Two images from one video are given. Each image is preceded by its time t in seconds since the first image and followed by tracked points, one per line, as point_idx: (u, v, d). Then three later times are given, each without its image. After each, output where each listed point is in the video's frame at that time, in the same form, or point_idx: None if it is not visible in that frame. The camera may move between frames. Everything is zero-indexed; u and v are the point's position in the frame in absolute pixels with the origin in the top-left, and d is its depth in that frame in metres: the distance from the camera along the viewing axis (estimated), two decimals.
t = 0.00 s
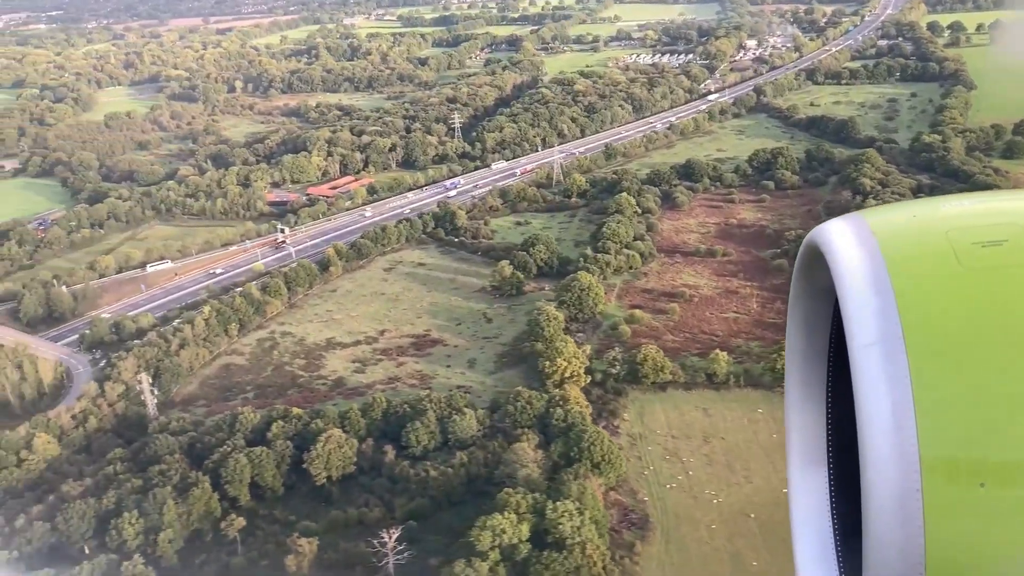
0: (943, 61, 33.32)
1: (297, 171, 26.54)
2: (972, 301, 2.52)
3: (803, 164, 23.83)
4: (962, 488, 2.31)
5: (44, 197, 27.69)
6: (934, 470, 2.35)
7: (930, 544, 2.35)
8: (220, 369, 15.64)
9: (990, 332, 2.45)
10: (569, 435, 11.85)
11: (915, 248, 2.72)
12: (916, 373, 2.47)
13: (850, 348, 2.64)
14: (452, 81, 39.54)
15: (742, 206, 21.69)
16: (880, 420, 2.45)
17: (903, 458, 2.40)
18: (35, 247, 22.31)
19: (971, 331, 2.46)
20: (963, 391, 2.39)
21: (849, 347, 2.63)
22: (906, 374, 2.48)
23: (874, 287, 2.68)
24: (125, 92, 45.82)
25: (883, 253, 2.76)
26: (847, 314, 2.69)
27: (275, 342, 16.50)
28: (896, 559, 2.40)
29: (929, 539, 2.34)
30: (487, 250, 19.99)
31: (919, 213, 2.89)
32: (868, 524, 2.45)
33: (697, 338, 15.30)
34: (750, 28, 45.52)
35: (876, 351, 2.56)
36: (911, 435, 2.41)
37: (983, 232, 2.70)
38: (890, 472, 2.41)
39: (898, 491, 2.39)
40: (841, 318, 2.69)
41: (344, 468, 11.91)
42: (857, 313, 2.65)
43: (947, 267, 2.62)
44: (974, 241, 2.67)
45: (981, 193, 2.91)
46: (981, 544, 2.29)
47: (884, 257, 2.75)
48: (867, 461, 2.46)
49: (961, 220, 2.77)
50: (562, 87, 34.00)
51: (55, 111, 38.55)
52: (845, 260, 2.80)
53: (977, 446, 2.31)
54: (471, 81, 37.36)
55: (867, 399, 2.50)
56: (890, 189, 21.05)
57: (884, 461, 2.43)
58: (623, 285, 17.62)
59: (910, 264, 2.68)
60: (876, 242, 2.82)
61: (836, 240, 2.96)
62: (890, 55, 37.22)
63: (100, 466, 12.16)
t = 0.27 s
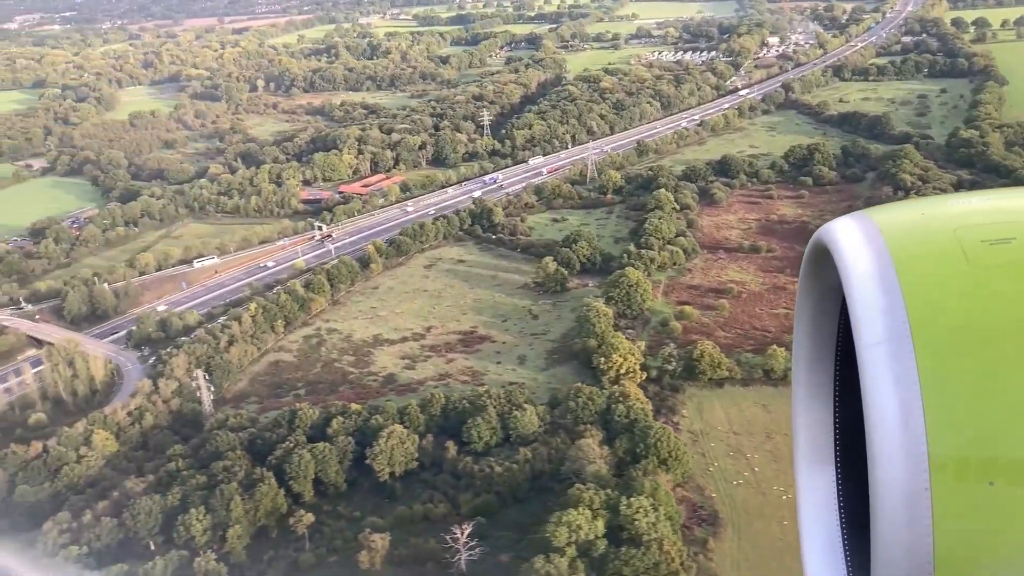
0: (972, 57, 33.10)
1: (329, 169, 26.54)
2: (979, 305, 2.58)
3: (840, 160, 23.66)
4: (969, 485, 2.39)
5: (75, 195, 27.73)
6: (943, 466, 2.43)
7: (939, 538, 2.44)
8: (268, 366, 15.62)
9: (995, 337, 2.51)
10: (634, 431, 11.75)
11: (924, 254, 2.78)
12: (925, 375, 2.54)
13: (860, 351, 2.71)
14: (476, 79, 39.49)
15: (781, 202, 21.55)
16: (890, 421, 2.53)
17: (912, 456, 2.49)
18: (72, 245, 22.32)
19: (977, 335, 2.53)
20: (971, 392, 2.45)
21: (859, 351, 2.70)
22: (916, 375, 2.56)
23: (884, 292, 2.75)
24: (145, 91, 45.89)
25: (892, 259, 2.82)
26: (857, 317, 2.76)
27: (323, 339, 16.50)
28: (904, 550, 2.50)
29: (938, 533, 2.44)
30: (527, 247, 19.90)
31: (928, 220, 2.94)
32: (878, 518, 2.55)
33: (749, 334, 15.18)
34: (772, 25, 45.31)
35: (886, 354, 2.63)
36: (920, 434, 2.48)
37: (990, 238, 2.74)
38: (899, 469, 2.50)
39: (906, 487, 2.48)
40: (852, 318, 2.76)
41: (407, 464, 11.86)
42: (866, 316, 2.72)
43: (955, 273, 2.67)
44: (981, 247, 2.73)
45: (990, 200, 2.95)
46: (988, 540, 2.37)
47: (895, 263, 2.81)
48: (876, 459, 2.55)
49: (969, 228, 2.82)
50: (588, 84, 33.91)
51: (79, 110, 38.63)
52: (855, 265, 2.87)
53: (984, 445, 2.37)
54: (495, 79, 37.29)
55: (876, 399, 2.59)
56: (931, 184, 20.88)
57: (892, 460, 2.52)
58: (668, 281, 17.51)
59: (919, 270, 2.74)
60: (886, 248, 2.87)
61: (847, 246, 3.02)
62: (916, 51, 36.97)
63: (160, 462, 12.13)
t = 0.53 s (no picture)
0: (1001, 52, 32.91)
1: (360, 167, 26.51)
2: (986, 305, 2.53)
3: (876, 155, 23.51)
4: (976, 486, 2.32)
5: (105, 194, 27.73)
6: (949, 466, 2.36)
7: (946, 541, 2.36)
8: (317, 363, 15.57)
9: (1000, 337, 2.45)
10: (699, 427, 11.62)
11: (931, 255, 2.73)
12: (933, 375, 2.48)
13: (865, 350, 2.65)
14: (499, 77, 39.42)
15: (819, 199, 21.42)
16: (896, 419, 2.47)
17: (919, 457, 2.42)
18: (108, 242, 22.30)
19: (984, 333, 2.47)
20: (979, 391, 2.39)
21: (864, 350, 2.65)
22: (921, 374, 2.50)
23: (891, 291, 2.70)
24: (166, 90, 45.98)
25: (900, 259, 2.77)
26: (861, 317, 2.71)
27: (369, 336, 16.45)
28: (911, 554, 2.42)
29: (942, 535, 2.36)
30: (566, 244, 19.78)
31: (936, 220, 2.89)
32: (883, 521, 2.47)
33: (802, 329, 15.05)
34: (793, 22, 45.17)
35: (891, 354, 2.57)
36: (927, 434, 2.42)
37: (998, 239, 2.70)
38: (904, 469, 2.44)
39: (912, 489, 2.42)
40: (856, 320, 2.71)
41: (469, 460, 11.76)
42: (872, 316, 2.67)
43: (961, 273, 2.63)
44: (987, 248, 2.69)
45: (997, 202, 2.91)
46: (995, 542, 2.28)
47: (900, 263, 2.76)
48: (882, 460, 2.49)
49: (975, 228, 2.78)
50: (614, 82, 33.82)
51: (102, 110, 38.65)
52: (861, 264, 2.82)
53: (987, 444, 2.31)
54: (519, 77, 37.24)
55: (882, 398, 2.53)
56: (973, 179, 20.72)
57: (899, 459, 2.45)
58: (714, 277, 17.39)
59: (925, 269, 2.69)
60: (893, 248, 2.83)
61: (853, 245, 2.98)
62: (943, 47, 36.79)
63: (220, 458, 12.07)
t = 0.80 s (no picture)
0: None
1: (390, 165, 26.47)
2: (985, 307, 2.60)
3: (912, 152, 23.36)
4: (980, 483, 2.40)
5: (134, 193, 27.77)
6: (954, 466, 2.45)
7: (952, 537, 2.45)
8: (365, 360, 15.52)
9: (1003, 337, 2.53)
10: (764, 423, 11.52)
11: (933, 257, 2.80)
12: (935, 375, 2.56)
13: (870, 351, 2.73)
14: (520, 75, 39.39)
15: (858, 196, 21.31)
16: (900, 418, 2.55)
17: (922, 456, 2.51)
18: (143, 240, 22.31)
19: (986, 336, 2.54)
20: (977, 390, 2.48)
21: (868, 352, 2.72)
22: (925, 376, 2.58)
23: (894, 293, 2.77)
24: (184, 90, 46.05)
25: (903, 261, 2.84)
26: (866, 318, 2.78)
27: (415, 333, 16.39)
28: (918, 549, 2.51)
29: (947, 535, 2.45)
30: (605, 240, 19.64)
31: (938, 221, 2.95)
32: (890, 518, 2.56)
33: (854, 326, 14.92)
34: (813, 20, 45.06)
35: (894, 356, 2.65)
36: (930, 433, 2.51)
37: (1001, 239, 2.77)
38: (908, 469, 2.53)
39: (917, 487, 2.51)
40: (860, 320, 2.78)
41: (531, 457, 11.66)
42: (876, 318, 2.74)
43: (963, 274, 2.70)
44: (993, 246, 2.75)
45: (998, 201, 2.98)
46: (994, 537, 2.39)
47: (904, 265, 2.83)
48: (885, 457, 2.58)
49: (976, 230, 2.84)
50: (639, 79, 33.73)
51: (124, 109, 38.70)
52: (864, 266, 2.88)
53: (987, 444, 2.40)
54: (542, 74, 37.18)
55: (886, 398, 2.61)
56: (1014, 175, 20.57)
57: (902, 458, 2.54)
58: (760, 274, 17.27)
59: (929, 271, 2.76)
60: (897, 249, 2.89)
61: (858, 246, 3.03)
62: (968, 44, 36.61)
63: (279, 455, 12.02)
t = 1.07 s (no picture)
0: None
1: (420, 163, 26.44)
2: (983, 311, 2.90)
3: (948, 148, 23.20)
4: (979, 476, 2.70)
5: (162, 192, 27.74)
6: (956, 461, 2.74)
7: (954, 527, 2.74)
8: (412, 357, 15.45)
9: (1003, 339, 2.83)
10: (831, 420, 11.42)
11: (935, 265, 3.09)
12: (937, 375, 2.85)
13: (875, 352, 3.02)
14: (542, 74, 39.30)
15: (895, 193, 21.20)
16: (903, 418, 2.84)
17: (926, 451, 2.79)
18: (178, 239, 22.28)
19: (986, 339, 2.84)
20: (976, 390, 2.78)
21: (873, 352, 3.01)
22: (928, 375, 2.87)
23: (899, 299, 3.06)
24: (203, 90, 46.05)
25: (907, 268, 3.13)
26: (870, 320, 3.07)
27: (460, 330, 16.32)
28: (919, 537, 2.79)
29: (949, 528, 2.74)
30: (644, 238, 19.53)
31: (940, 229, 3.25)
32: (893, 509, 2.84)
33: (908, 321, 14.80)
34: (834, 18, 44.94)
35: (899, 357, 2.93)
36: (933, 428, 2.80)
37: (1000, 246, 3.07)
38: (911, 462, 2.81)
39: (918, 479, 2.80)
40: (866, 325, 3.07)
41: (594, 454, 11.56)
42: (880, 322, 3.03)
43: (963, 280, 3.00)
44: (995, 248, 3.07)
45: (999, 205, 3.28)
46: (990, 525, 2.68)
47: (908, 271, 3.12)
48: (890, 451, 2.87)
49: (975, 238, 3.14)
50: (664, 77, 33.64)
51: (146, 109, 38.71)
52: (870, 272, 3.17)
53: (990, 444, 2.69)
54: (565, 73, 37.09)
55: (890, 396, 2.90)
56: None
57: (905, 451, 2.83)
58: (805, 270, 17.16)
59: (932, 279, 3.05)
60: (902, 257, 3.18)
61: (863, 253, 3.31)
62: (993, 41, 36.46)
63: (338, 451, 11.97)
